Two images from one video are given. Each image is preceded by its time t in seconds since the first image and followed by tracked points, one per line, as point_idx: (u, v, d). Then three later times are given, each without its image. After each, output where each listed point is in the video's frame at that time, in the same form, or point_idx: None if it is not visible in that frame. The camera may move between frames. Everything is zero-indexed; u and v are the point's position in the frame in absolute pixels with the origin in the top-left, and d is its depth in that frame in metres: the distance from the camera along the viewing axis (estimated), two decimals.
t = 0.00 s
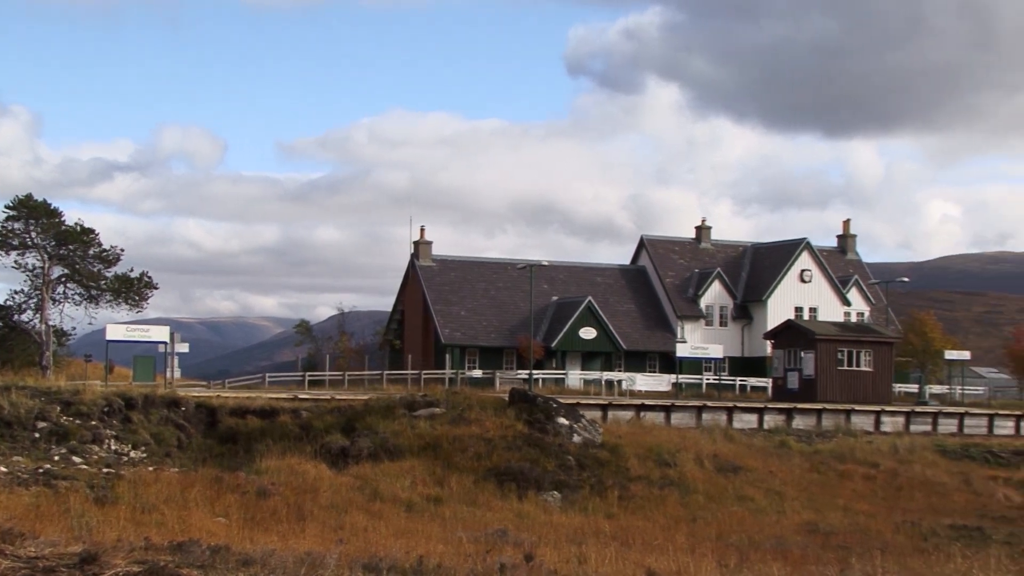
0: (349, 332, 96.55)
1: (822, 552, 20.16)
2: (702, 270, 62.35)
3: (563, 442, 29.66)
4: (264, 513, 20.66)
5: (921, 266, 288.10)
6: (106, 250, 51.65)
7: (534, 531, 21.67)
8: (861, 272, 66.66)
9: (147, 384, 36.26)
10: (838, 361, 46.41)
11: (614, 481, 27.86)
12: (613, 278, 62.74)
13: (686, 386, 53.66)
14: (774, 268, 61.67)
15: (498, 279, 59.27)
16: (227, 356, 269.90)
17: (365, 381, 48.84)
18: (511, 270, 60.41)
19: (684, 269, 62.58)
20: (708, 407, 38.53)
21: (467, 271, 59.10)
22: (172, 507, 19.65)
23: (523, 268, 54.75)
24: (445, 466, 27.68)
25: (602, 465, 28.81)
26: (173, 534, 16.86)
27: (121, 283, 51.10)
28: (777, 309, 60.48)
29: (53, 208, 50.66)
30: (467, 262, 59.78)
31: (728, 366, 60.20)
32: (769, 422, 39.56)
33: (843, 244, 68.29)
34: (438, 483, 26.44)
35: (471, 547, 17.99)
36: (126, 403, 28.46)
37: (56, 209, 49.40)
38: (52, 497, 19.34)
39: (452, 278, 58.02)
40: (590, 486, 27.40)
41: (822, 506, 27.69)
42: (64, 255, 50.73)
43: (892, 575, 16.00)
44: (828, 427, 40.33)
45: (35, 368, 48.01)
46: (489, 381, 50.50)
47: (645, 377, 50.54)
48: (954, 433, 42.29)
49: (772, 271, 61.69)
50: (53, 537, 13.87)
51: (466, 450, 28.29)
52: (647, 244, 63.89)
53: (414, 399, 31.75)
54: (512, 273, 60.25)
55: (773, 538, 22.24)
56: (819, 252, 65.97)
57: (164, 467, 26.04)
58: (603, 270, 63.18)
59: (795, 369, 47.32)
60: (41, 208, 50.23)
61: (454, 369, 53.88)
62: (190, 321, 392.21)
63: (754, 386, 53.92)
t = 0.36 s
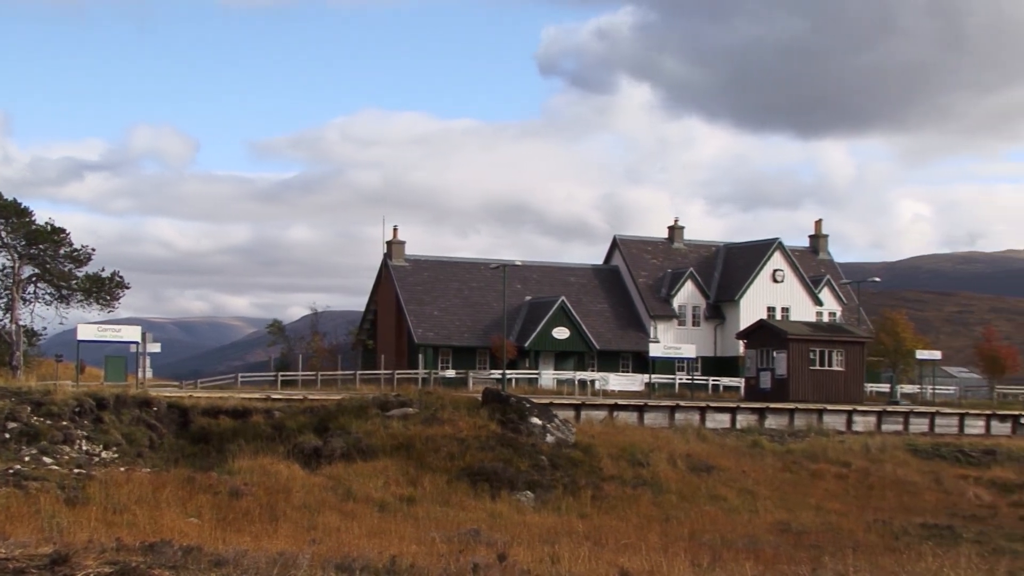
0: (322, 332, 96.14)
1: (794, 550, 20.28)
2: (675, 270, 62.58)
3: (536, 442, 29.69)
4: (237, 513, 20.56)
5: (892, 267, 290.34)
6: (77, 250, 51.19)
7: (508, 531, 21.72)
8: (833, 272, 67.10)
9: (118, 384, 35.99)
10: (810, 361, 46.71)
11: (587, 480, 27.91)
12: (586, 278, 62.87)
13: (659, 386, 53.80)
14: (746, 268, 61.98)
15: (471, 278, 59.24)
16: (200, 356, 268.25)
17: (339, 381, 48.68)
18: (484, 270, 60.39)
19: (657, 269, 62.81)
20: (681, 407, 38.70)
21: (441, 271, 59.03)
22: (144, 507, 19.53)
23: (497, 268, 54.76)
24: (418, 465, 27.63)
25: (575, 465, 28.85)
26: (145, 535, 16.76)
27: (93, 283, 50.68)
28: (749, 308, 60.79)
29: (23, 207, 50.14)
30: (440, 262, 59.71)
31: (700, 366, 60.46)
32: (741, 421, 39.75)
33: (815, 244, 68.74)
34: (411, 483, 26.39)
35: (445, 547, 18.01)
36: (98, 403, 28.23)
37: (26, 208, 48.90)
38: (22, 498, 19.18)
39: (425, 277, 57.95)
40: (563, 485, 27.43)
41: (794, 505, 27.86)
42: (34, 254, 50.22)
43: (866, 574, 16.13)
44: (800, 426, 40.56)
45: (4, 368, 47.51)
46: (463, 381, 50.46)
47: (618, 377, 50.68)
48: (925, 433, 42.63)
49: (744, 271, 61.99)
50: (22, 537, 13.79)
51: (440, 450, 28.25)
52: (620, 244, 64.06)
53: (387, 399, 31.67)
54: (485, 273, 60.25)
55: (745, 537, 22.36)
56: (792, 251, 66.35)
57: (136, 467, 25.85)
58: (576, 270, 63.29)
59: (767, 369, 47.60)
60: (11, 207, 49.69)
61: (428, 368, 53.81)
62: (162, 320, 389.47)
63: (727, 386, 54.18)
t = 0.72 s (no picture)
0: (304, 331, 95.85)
1: (776, 550, 20.35)
2: (658, 269, 62.72)
3: (520, 441, 29.71)
4: (220, 513, 20.48)
5: (873, 266, 291.73)
6: (60, 249, 50.93)
7: (491, 530, 21.75)
8: (815, 272, 67.35)
9: (100, 383, 35.79)
10: (793, 360, 46.88)
11: (570, 479, 27.95)
12: (570, 277, 62.93)
13: (642, 386, 53.88)
14: (729, 268, 62.14)
15: (455, 278, 59.20)
16: (182, 355, 267.15)
17: (322, 380, 48.58)
18: (467, 269, 60.37)
19: (640, 268, 62.95)
20: (664, 406, 38.82)
21: (424, 271, 58.97)
22: (127, 507, 19.45)
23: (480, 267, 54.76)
24: (402, 465, 27.61)
25: (558, 464, 28.88)
26: (128, 535, 16.69)
27: (75, 282, 50.44)
28: (732, 308, 60.98)
29: (5, 206, 49.84)
30: (423, 262, 59.65)
31: (683, 365, 60.61)
32: (724, 420, 39.85)
33: (798, 243, 69.01)
34: (394, 483, 26.38)
35: (428, 547, 18.02)
36: (80, 403, 28.07)
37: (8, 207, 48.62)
38: (4, 498, 19.08)
39: (409, 277, 57.88)
40: (546, 485, 27.47)
41: (777, 505, 27.98)
42: (16, 253, 49.90)
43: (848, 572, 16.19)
44: (782, 426, 40.68)
45: None
46: (446, 381, 50.43)
47: (601, 377, 50.75)
48: (907, 432, 42.84)
49: (727, 270, 62.16)
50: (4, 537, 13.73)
51: (423, 450, 28.22)
52: (603, 244, 64.12)
53: (370, 399, 31.61)
54: (468, 272, 60.22)
55: (728, 536, 22.43)
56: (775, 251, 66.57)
57: (118, 467, 25.72)
58: (560, 269, 63.34)
59: (750, 369, 47.77)
60: None
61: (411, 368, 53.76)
62: (144, 319, 387.67)
63: (710, 386, 54.34)
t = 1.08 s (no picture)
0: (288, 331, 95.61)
1: (760, 549, 20.40)
2: (643, 269, 62.83)
3: (504, 440, 29.73)
4: (203, 513, 20.41)
5: (857, 266, 292.96)
6: (42, 248, 50.65)
7: (476, 530, 21.76)
8: (799, 271, 67.56)
9: (84, 383, 35.60)
10: (777, 360, 47.03)
11: (555, 479, 27.98)
12: (555, 277, 62.97)
13: (627, 385, 53.92)
14: (714, 267, 62.28)
15: (439, 277, 59.15)
16: (166, 355, 266.14)
17: (306, 379, 48.47)
18: (452, 268, 60.33)
19: (625, 268, 63.06)
20: (648, 406, 38.90)
21: (408, 270, 58.89)
22: (110, 507, 19.37)
23: (465, 267, 54.74)
24: (386, 464, 27.57)
25: (543, 464, 28.89)
26: (111, 535, 16.63)
27: (58, 281, 50.20)
28: (716, 307, 61.13)
29: None
30: (408, 261, 59.57)
31: (668, 364, 60.74)
32: (709, 420, 39.95)
33: (782, 243, 69.23)
34: (379, 482, 26.34)
35: (413, 546, 18.02)
36: (63, 403, 27.91)
37: None
38: None
39: (393, 276, 57.81)
40: (531, 484, 27.48)
41: (761, 504, 28.07)
42: None
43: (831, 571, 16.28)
44: (767, 425, 40.78)
45: None
46: (430, 380, 50.39)
47: (585, 377, 50.80)
48: (891, 431, 43.01)
49: (711, 270, 62.31)
50: None
51: (407, 449, 28.18)
52: (588, 243, 64.17)
53: (354, 398, 31.54)
54: (453, 272, 60.17)
55: (712, 536, 22.48)
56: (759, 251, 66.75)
57: (102, 467, 25.60)
58: (544, 269, 63.37)
59: (734, 368, 47.96)
60: None
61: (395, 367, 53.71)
62: (127, 319, 386.00)
63: (694, 385, 54.46)
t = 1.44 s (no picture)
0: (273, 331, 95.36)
1: (745, 549, 20.46)
2: (628, 269, 62.94)
3: (490, 440, 29.73)
4: (189, 513, 20.36)
5: (841, 267, 294.09)
6: (26, 248, 50.41)
7: (461, 530, 21.76)
8: (785, 271, 67.76)
9: (69, 383, 35.42)
10: (762, 360, 47.17)
11: (540, 479, 27.99)
12: (540, 277, 63.00)
13: (612, 385, 53.98)
14: (699, 267, 62.41)
15: (425, 277, 59.09)
16: (151, 355, 265.10)
17: (292, 379, 48.37)
18: (438, 268, 60.29)
19: (610, 268, 63.14)
20: (634, 406, 38.97)
21: (394, 270, 58.82)
22: (94, 507, 19.31)
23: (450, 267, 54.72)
24: (372, 465, 27.54)
25: (528, 464, 28.90)
26: (96, 535, 16.58)
27: (42, 281, 49.98)
28: (702, 308, 61.27)
29: None
30: (393, 261, 59.48)
31: (653, 365, 60.84)
32: (694, 420, 40.04)
33: (767, 243, 69.44)
34: (364, 482, 26.31)
35: (398, 546, 18.04)
36: (47, 403, 27.75)
37: None
38: None
39: (379, 276, 57.73)
40: (516, 484, 27.49)
41: (746, 504, 28.14)
42: None
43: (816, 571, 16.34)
44: (752, 425, 40.88)
45: None
46: (416, 380, 50.34)
47: (571, 377, 50.84)
48: (875, 431, 43.17)
49: (697, 270, 62.44)
50: None
51: (393, 450, 28.14)
52: (573, 243, 64.21)
53: (340, 398, 31.47)
54: (438, 272, 60.12)
55: (697, 536, 22.55)
56: (744, 251, 66.93)
57: (86, 467, 25.50)
58: (530, 269, 63.39)
59: (720, 368, 48.10)
60: None
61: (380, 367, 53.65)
62: (111, 318, 384.29)
63: (680, 385, 54.58)
